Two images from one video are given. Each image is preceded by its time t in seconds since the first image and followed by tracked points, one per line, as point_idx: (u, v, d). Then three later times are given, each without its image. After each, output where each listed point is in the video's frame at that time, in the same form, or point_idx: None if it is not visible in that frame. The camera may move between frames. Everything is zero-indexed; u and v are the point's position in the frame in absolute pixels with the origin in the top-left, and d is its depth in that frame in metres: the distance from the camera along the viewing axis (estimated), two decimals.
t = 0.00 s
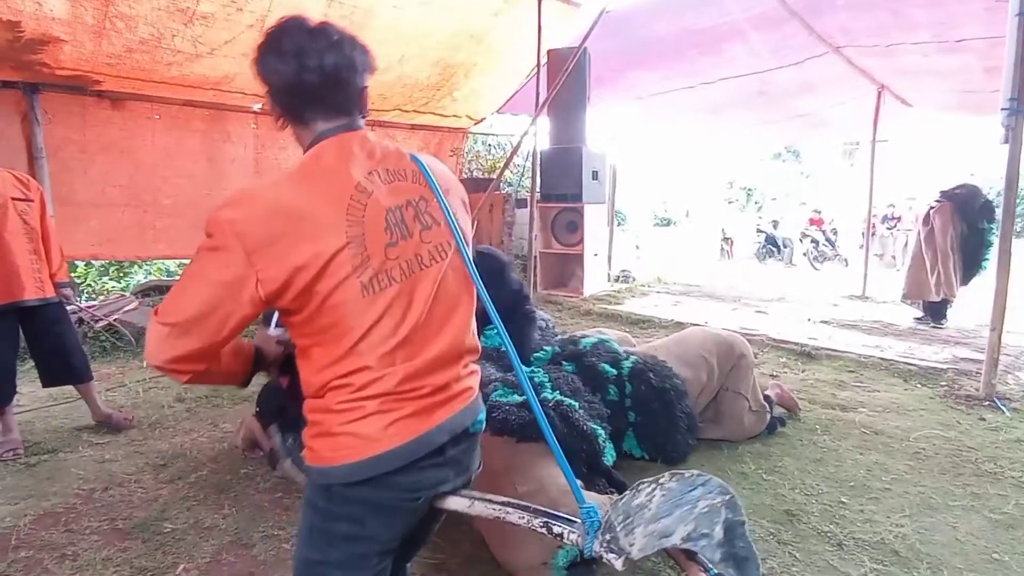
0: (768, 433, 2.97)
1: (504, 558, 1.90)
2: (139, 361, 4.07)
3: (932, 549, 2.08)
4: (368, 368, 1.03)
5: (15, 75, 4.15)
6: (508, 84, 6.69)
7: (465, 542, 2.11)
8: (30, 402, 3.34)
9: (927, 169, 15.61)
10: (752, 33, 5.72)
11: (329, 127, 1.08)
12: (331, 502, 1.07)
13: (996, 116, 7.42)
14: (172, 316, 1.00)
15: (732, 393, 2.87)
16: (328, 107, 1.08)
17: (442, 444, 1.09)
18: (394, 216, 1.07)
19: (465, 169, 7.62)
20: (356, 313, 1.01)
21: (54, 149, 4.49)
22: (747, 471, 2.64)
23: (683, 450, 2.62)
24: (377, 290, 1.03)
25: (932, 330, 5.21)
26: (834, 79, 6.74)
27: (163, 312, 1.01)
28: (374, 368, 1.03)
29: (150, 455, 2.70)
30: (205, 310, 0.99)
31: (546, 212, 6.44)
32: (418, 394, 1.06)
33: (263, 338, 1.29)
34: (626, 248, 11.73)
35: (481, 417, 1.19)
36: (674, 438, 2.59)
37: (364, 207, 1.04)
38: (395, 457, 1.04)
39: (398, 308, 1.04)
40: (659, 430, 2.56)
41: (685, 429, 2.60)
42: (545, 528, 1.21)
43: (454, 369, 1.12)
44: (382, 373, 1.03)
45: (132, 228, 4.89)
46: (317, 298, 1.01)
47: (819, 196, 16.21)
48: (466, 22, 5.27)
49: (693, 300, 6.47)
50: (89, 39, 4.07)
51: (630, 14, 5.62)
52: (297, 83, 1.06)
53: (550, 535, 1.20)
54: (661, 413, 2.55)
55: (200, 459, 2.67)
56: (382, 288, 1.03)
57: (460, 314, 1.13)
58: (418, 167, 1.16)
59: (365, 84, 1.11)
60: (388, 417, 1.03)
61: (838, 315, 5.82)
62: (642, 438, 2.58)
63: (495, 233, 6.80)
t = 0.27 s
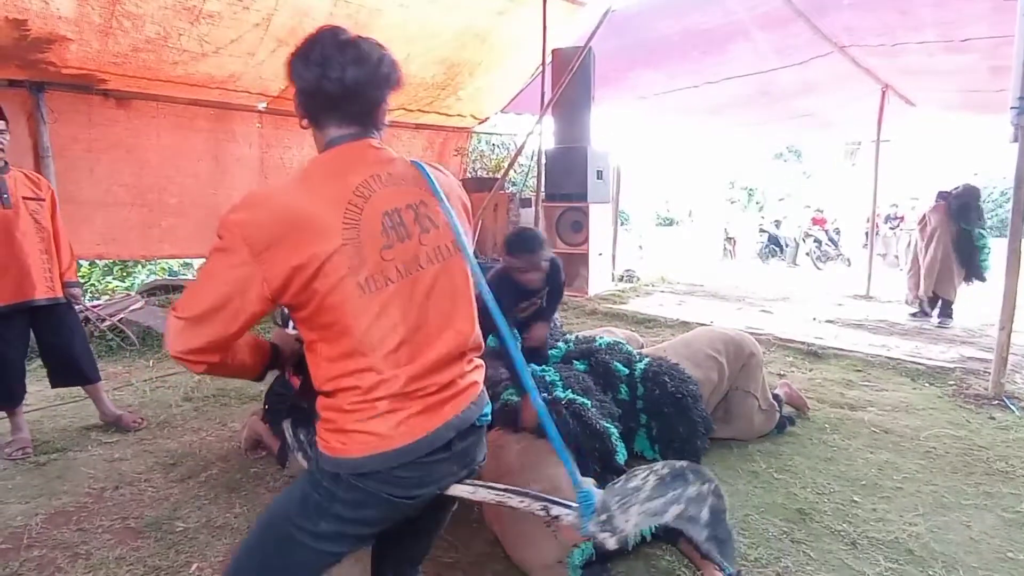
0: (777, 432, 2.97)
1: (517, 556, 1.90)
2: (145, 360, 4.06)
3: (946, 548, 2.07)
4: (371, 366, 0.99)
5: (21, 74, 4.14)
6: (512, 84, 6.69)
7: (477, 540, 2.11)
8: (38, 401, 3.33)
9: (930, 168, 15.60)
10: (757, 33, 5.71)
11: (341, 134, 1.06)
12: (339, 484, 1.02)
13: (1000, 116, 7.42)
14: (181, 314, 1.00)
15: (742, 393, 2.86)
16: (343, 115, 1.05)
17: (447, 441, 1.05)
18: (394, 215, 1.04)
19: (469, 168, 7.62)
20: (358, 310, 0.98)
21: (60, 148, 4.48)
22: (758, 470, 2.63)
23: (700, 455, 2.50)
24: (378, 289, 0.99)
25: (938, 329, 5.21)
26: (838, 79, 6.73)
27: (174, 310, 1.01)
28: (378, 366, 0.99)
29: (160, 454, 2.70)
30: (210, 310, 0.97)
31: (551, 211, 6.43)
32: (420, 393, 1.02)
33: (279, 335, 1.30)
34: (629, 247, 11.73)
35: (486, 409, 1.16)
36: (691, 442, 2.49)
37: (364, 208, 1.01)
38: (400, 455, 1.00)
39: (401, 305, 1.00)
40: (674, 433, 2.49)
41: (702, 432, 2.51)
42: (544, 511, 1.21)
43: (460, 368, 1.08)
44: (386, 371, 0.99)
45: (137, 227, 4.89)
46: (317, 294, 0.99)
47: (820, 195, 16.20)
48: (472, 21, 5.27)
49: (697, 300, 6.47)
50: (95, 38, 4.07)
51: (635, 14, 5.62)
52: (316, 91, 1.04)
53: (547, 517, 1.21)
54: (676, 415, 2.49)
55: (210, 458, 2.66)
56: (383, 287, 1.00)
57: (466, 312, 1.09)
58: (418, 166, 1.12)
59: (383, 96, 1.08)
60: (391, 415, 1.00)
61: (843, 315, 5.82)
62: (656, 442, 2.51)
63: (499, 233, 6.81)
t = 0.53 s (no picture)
0: (783, 431, 2.95)
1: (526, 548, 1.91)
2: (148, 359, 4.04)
3: (956, 548, 2.06)
4: (324, 364, 0.98)
5: (23, 72, 4.13)
6: (513, 83, 6.68)
7: (482, 540, 2.08)
8: (40, 400, 3.32)
9: (932, 167, 15.58)
10: (761, 31, 5.70)
11: (289, 141, 1.03)
12: (288, 489, 1.00)
13: (1003, 114, 7.40)
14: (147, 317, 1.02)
15: (748, 392, 2.85)
16: (290, 123, 1.04)
17: (396, 446, 1.00)
18: (346, 212, 1.01)
19: (470, 167, 7.61)
20: (308, 308, 0.97)
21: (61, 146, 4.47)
22: (764, 469, 2.62)
23: (705, 456, 2.57)
24: (326, 287, 0.97)
25: (942, 328, 5.19)
26: (841, 77, 6.72)
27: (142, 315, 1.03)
28: (330, 363, 0.97)
29: (163, 452, 2.69)
30: (173, 323, 0.99)
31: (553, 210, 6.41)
32: (372, 393, 0.99)
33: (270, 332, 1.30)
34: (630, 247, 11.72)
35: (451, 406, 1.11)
36: (699, 443, 2.54)
37: (314, 207, 0.98)
38: (350, 456, 0.98)
39: (351, 301, 0.98)
40: (681, 436, 2.51)
41: (710, 434, 2.57)
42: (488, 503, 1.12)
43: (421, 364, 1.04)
44: (339, 368, 0.98)
45: (139, 226, 4.88)
46: (271, 295, 0.98)
47: (822, 195, 16.18)
48: (474, 20, 5.25)
49: (699, 299, 6.46)
50: (97, 36, 4.06)
51: (638, 13, 5.60)
52: (252, 107, 1.03)
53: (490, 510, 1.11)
54: (683, 417, 2.50)
55: (213, 456, 2.64)
56: (331, 286, 0.97)
57: (422, 305, 1.04)
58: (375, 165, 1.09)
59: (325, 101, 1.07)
60: (342, 415, 0.98)
61: (846, 314, 5.80)
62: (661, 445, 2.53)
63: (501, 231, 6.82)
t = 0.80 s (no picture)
0: (783, 428, 2.94)
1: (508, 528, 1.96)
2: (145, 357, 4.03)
3: (957, 544, 2.04)
4: (233, 343, 0.97)
5: (22, 70, 4.13)
6: (513, 82, 6.68)
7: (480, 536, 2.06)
8: (37, 397, 3.30)
9: (932, 166, 15.58)
10: (761, 29, 5.69)
11: (229, 111, 1.00)
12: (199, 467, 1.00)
13: (1004, 112, 7.39)
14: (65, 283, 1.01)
15: (747, 389, 2.84)
16: (233, 94, 1.00)
17: (304, 428, 0.98)
18: (264, 188, 0.98)
19: (470, 166, 7.61)
20: (215, 286, 0.95)
21: (60, 144, 4.46)
22: (765, 466, 2.60)
23: (704, 454, 2.55)
24: (236, 266, 0.95)
25: (943, 326, 5.18)
26: (841, 75, 6.71)
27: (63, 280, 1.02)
28: (236, 341, 0.96)
29: (160, 450, 2.67)
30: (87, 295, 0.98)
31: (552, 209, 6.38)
32: (281, 375, 0.97)
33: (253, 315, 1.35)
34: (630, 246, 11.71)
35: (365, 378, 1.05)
36: (696, 441, 2.53)
37: (231, 183, 0.96)
38: (254, 436, 0.96)
39: (259, 281, 0.96)
40: (678, 436, 2.51)
41: (709, 434, 2.56)
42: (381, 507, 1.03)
43: (339, 348, 1.01)
44: (246, 348, 0.96)
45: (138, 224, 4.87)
46: (181, 270, 0.97)
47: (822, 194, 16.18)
48: (474, 17, 5.25)
49: (699, 297, 6.45)
50: (96, 34, 4.06)
51: (639, 10, 5.59)
52: (199, 73, 0.99)
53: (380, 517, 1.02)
54: (682, 415, 2.50)
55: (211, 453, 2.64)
56: (240, 264, 0.96)
57: (342, 290, 1.01)
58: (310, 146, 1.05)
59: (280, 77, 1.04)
60: (248, 395, 0.96)
61: (846, 312, 5.79)
62: (658, 443, 2.52)
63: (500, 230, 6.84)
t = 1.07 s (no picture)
0: (776, 425, 2.93)
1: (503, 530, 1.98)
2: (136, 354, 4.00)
3: (948, 540, 2.03)
4: (165, 316, 1.00)
5: (12, 65, 4.10)
6: (507, 80, 6.67)
7: (470, 533, 2.04)
8: (25, 395, 3.28)
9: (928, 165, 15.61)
10: (756, 27, 5.68)
11: (178, 105, 1.03)
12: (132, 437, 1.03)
13: (997, 111, 7.40)
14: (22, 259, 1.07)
15: (739, 385, 2.81)
16: (183, 87, 1.04)
17: (225, 401, 1.00)
18: (202, 173, 1.01)
19: (464, 164, 7.59)
20: (150, 260, 0.99)
21: (49, 141, 4.43)
22: (756, 463, 2.59)
23: (694, 449, 2.53)
24: (168, 244, 0.99)
25: (936, 324, 5.18)
26: (835, 73, 6.71)
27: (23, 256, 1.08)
28: (168, 316, 1.00)
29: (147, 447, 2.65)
30: (34, 263, 1.03)
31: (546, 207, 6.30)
32: (207, 352, 1.00)
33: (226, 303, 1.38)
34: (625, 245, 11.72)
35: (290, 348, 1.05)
36: (686, 436, 2.52)
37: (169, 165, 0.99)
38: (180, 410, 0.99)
39: (189, 259, 0.98)
40: (667, 430, 2.49)
41: (696, 427, 2.56)
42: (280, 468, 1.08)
43: (267, 328, 1.03)
44: (176, 321, 1.00)
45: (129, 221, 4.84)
46: (120, 244, 1.01)
47: (818, 193, 16.20)
48: (468, 14, 5.23)
49: (694, 296, 6.44)
50: (86, 29, 4.03)
51: (634, 8, 5.59)
52: (147, 67, 1.02)
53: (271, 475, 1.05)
54: (670, 410, 2.49)
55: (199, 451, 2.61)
56: (173, 243, 0.99)
57: (272, 272, 1.02)
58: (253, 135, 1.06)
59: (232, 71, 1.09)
60: (175, 370, 0.99)
61: (841, 310, 5.79)
62: (648, 437, 2.50)
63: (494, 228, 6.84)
